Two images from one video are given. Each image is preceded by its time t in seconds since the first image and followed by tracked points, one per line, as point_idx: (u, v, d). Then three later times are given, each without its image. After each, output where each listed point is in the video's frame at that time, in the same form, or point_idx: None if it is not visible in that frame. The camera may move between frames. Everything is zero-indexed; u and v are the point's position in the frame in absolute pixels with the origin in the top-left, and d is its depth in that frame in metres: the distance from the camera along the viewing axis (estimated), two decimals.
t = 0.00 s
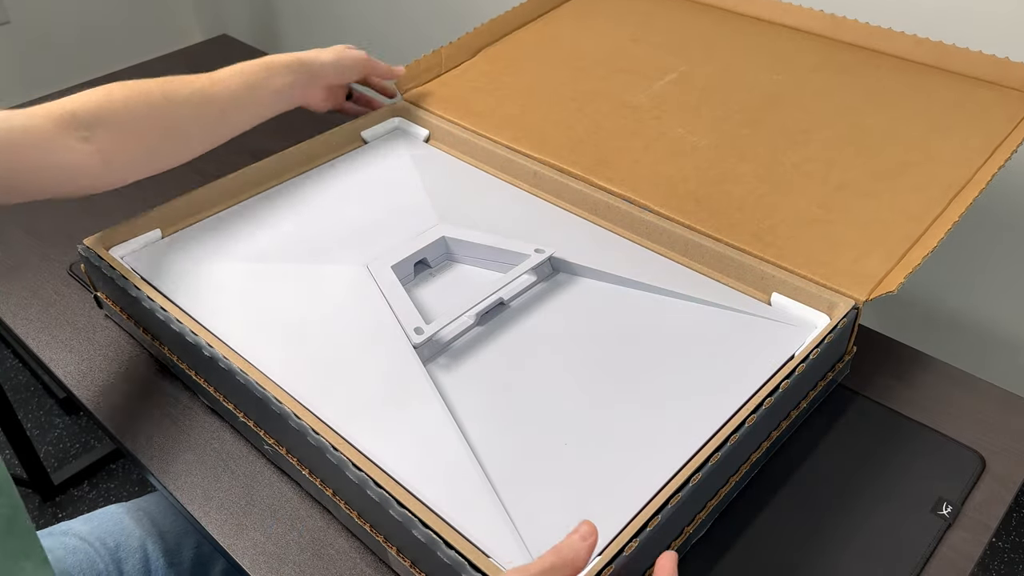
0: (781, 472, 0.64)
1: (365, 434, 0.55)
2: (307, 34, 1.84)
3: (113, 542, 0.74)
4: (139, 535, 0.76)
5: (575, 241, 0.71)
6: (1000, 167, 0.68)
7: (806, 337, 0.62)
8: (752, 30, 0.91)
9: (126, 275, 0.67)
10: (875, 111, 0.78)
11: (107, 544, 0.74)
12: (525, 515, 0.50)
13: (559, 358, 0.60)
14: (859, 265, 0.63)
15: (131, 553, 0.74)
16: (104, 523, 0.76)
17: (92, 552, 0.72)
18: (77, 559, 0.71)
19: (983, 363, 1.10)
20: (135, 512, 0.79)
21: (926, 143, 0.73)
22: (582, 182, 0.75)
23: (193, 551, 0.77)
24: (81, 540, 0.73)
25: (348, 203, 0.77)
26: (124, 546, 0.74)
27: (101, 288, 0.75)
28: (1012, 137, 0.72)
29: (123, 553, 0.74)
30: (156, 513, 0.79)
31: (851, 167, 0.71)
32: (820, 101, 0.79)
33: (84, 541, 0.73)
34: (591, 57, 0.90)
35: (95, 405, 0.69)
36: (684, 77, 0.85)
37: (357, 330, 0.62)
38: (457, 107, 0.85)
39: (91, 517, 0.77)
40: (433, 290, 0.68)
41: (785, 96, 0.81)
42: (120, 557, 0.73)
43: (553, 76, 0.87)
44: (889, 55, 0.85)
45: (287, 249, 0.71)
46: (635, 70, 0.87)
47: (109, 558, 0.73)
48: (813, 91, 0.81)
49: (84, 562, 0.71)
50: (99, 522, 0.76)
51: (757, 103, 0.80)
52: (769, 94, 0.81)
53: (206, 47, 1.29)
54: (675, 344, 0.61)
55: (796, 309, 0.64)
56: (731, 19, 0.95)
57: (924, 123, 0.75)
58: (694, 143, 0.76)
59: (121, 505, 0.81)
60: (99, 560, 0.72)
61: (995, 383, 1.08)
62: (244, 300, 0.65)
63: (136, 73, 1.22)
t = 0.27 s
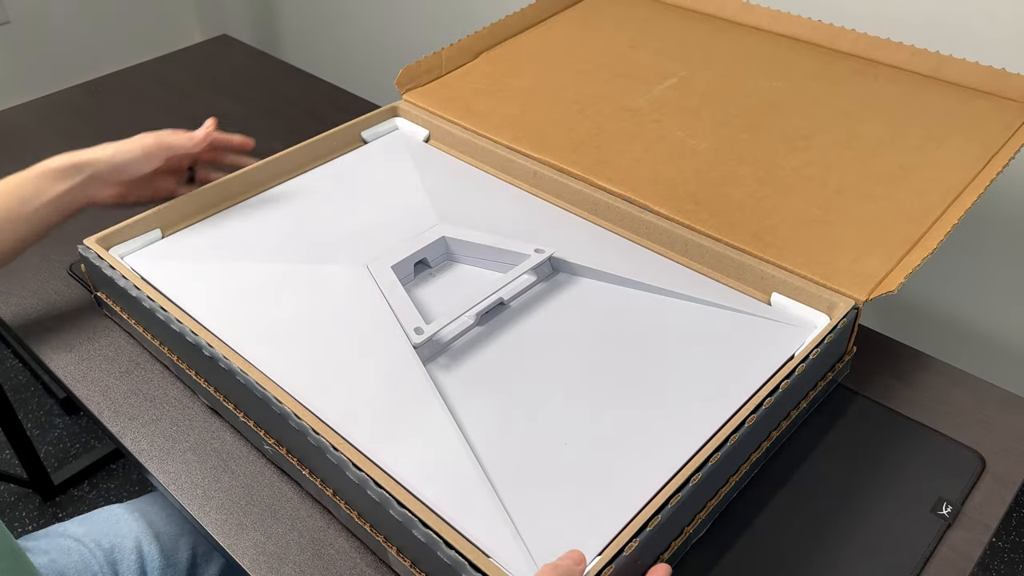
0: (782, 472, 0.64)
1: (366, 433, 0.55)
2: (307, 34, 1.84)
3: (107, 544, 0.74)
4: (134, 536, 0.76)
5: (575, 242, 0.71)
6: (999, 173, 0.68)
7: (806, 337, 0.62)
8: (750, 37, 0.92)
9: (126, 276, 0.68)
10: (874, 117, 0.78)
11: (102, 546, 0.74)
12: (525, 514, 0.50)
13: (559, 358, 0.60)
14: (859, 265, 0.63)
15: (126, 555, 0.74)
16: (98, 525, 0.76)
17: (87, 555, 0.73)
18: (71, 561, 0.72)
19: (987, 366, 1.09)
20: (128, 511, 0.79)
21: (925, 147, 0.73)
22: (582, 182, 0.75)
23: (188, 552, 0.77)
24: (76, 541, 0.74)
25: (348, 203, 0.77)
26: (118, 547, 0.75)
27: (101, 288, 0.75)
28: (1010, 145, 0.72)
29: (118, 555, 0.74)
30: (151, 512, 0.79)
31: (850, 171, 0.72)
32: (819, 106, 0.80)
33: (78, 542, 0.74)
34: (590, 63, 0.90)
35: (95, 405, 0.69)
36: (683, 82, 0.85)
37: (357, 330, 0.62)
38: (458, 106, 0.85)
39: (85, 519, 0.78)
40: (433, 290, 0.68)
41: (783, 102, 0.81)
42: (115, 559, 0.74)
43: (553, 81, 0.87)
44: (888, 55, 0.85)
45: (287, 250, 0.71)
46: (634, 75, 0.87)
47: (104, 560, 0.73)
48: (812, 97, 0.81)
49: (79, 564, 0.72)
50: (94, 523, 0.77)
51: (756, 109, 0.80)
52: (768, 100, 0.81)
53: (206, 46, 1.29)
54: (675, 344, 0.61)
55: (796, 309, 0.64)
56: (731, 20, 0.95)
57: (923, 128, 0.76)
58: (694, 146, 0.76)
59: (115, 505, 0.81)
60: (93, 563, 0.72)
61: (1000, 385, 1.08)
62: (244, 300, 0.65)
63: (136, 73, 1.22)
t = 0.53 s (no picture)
0: (782, 472, 0.64)
1: (366, 434, 0.55)
2: (308, 33, 1.84)
3: (87, 538, 0.73)
4: (114, 530, 0.75)
5: (574, 242, 0.71)
6: (998, 169, 0.68)
7: (806, 337, 0.62)
8: (752, 33, 0.91)
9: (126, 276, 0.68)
10: (875, 113, 0.77)
11: (83, 540, 0.72)
12: (525, 514, 0.50)
13: (559, 358, 0.60)
14: (859, 265, 0.63)
15: (107, 546, 0.73)
16: (77, 522, 0.75)
17: (67, 548, 0.71)
18: (52, 556, 0.70)
19: (988, 366, 1.09)
20: (108, 507, 0.78)
21: (926, 145, 0.73)
22: (582, 181, 0.75)
23: (170, 541, 0.76)
24: (56, 537, 0.72)
25: (348, 203, 0.76)
26: (99, 541, 0.73)
27: (101, 288, 0.75)
28: (1011, 140, 0.72)
29: (99, 547, 0.72)
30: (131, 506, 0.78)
31: (851, 170, 0.71)
32: (820, 104, 0.79)
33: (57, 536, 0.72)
34: (591, 61, 0.90)
35: (96, 405, 0.69)
36: (684, 79, 0.85)
37: (356, 330, 0.62)
38: (458, 105, 0.85)
39: (63, 516, 0.77)
40: (433, 290, 0.68)
41: (784, 100, 0.80)
42: (96, 551, 0.72)
43: (553, 78, 0.87)
44: (889, 55, 0.85)
45: (287, 250, 0.71)
46: (636, 72, 0.87)
47: (85, 552, 0.71)
48: (813, 94, 0.81)
49: (60, 557, 0.70)
50: (73, 520, 0.75)
51: (757, 107, 0.80)
52: (769, 98, 0.81)
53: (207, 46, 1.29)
54: (675, 344, 0.61)
55: (796, 308, 0.64)
56: (731, 19, 0.95)
57: (924, 124, 0.75)
58: (694, 145, 0.76)
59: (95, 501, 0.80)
60: (74, 555, 0.70)
61: (1000, 385, 1.08)
62: (244, 300, 0.65)
63: (137, 73, 1.22)
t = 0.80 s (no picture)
0: (782, 471, 0.64)
1: (366, 434, 0.55)
2: (308, 33, 1.84)
3: (75, 533, 0.73)
4: (101, 524, 0.74)
5: (574, 242, 0.71)
6: (998, 171, 0.68)
7: (806, 337, 0.62)
8: (752, 35, 0.92)
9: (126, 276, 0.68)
10: (875, 115, 0.77)
11: (71, 536, 0.73)
12: (525, 514, 0.50)
13: (559, 357, 0.60)
14: (859, 265, 0.63)
15: (95, 542, 0.73)
16: (65, 518, 0.75)
17: (56, 546, 0.71)
18: (40, 552, 0.70)
19: (987, 366, 1.09)
20: (97, 501, 0.78)
21: (926, 146, 0.73)
22: (582, 182, 0.75)
23: (158, 533, 0.75)
24: (43, 534, 0.73)
25: (348, 203, 0.76)
26: (87, 536, 0.73)
27: (101, 288, 0.75)
28: (1011, 142, 0.72)
29: (87, 541, 0.73)
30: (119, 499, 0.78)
31: (851, 171, 0.71)
32: (820, 105, 0.79)
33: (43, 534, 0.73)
34: (591, 62, 0.90)
35: (96, 405, 0.69)
36: (684, 80, 0.85)
37: (356, 330, 0.62)
38: (458, 106, 0.85)
39: (49, 512, 0.77)
40: (433, 290, 0.68)
41: (784, 101, 0.81)
42: (85, 547, 0.72)
43: (553, 79, 0.87)
44: (888, 56, 0.85)
45: (286, 250, 0.71)
46: (636, 73, 0.87)
47: (74, 548, 0.72)
48: (813, 96, 0.81)
49: (49, 555, 0.70)
50: (61, 517, 0.76)
51: (757, 108, 0.80)
52: (769, 99, 0.81)
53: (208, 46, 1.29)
54: (675, 344, 0.61)
55: (796, 308, 0.64)
56: (731, 20, 0.95)
57: (924, 126, 0.75)
58: (694, 146, 0.76)
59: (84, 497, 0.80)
60: (63, 552, 0.71)
61: (1000, 385, 1.08)
62: (245, 300, 0.66)
63: (138, 73, 1.22)
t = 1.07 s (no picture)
0: (782, 471, 0.64)
1: (366, 434, 0.55)
2: (308, 33, 1.84)
3: (78, 534, 0.73)
4: (105, 525, 0.74)
5: (575, 241, 0.71)
6: (998, 170, 0.68)
7: (806, 337, 0.62)
8: (753, 33, 0.91)
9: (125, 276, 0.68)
10: (875, 114, 0.77)
11: (74, 537, 0.72)
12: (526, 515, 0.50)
13: (560, 358, 0.60)
14: (859, 265, 0.63)
15: (99, 542, 0.72)
16: (68, 518, 0.75)
17: (59, 548, 0.71)
18: (43, 554, 0.70)
19: (986, 366, 1.09)
20: (99, 501, 0.78)
21: (927, 145, 0.73)
22: (582, 181, 0.75)
23: (161, 534, 0.75)
24: (47, 534, 0.72)
25: (348, 203, 0.76)
26: (90, 537, 0.73)
27: (101, 288, 0.75)
28: (1011, 141, 0.72)
29: (90, 542, 0.72)
30: (123, 499, 0.78)
31: (851, 170, 0.71)
32: (820, 104, 0.79)
33: (48, 535, 0.72)
34: (591, 60, 0.90)
35: (96, 405, 0.69)
36: (684, 79, 0.85)
37: (356, 330, 0.62)
38: (458, 105, 0.85)
39: (53, 512, 0.77)
40: (433, 289, 0.68)
41: (784, 100, 0.81)
42: (88, 548, 0.72)
43: (554, 78, 0.87)
44: (888, 55, 0.85)
45: (286, 249, 0.71)
46: (636, 72, 0.87)
47: (77, 548, 0.71)
48: (813, 94, 0.81)
49: (53, 557, 0.70)
50: (63, 517, 0.75)
51: (757, 107, 0.80)
52: (769, 98, 0.81)
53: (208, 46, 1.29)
54: (675, 344, 0.61)
55: (796, 308, 0.64)
56: (731, 19, 0.95)
57: (925, 125, 0.75)
58: (694, 145, 0.76)
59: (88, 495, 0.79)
60: (67, 553, 0.71)
61: (999, 384, 1.08)
62: (245, 300, 0.66)
63: (138, 73, 1.22)
